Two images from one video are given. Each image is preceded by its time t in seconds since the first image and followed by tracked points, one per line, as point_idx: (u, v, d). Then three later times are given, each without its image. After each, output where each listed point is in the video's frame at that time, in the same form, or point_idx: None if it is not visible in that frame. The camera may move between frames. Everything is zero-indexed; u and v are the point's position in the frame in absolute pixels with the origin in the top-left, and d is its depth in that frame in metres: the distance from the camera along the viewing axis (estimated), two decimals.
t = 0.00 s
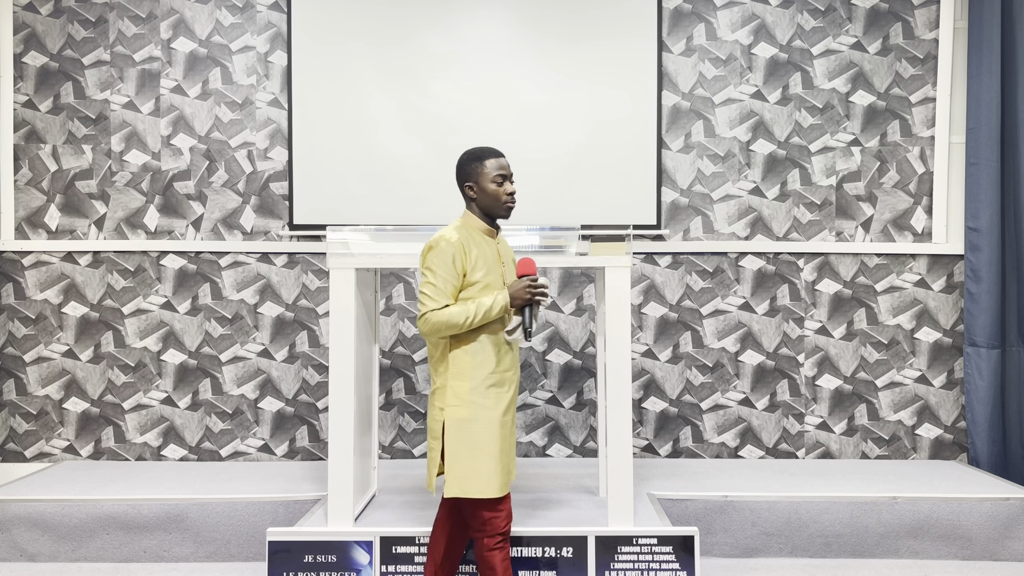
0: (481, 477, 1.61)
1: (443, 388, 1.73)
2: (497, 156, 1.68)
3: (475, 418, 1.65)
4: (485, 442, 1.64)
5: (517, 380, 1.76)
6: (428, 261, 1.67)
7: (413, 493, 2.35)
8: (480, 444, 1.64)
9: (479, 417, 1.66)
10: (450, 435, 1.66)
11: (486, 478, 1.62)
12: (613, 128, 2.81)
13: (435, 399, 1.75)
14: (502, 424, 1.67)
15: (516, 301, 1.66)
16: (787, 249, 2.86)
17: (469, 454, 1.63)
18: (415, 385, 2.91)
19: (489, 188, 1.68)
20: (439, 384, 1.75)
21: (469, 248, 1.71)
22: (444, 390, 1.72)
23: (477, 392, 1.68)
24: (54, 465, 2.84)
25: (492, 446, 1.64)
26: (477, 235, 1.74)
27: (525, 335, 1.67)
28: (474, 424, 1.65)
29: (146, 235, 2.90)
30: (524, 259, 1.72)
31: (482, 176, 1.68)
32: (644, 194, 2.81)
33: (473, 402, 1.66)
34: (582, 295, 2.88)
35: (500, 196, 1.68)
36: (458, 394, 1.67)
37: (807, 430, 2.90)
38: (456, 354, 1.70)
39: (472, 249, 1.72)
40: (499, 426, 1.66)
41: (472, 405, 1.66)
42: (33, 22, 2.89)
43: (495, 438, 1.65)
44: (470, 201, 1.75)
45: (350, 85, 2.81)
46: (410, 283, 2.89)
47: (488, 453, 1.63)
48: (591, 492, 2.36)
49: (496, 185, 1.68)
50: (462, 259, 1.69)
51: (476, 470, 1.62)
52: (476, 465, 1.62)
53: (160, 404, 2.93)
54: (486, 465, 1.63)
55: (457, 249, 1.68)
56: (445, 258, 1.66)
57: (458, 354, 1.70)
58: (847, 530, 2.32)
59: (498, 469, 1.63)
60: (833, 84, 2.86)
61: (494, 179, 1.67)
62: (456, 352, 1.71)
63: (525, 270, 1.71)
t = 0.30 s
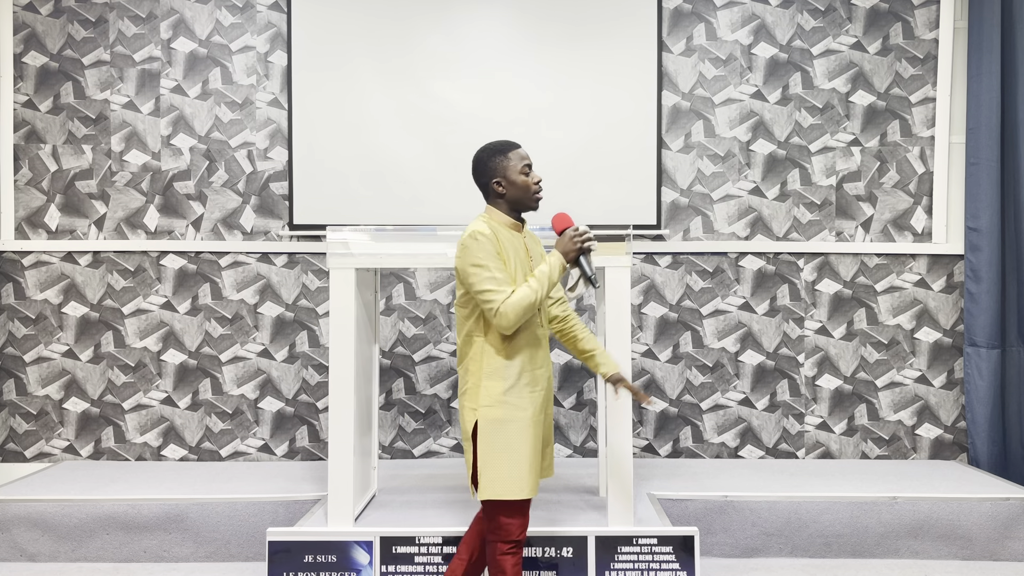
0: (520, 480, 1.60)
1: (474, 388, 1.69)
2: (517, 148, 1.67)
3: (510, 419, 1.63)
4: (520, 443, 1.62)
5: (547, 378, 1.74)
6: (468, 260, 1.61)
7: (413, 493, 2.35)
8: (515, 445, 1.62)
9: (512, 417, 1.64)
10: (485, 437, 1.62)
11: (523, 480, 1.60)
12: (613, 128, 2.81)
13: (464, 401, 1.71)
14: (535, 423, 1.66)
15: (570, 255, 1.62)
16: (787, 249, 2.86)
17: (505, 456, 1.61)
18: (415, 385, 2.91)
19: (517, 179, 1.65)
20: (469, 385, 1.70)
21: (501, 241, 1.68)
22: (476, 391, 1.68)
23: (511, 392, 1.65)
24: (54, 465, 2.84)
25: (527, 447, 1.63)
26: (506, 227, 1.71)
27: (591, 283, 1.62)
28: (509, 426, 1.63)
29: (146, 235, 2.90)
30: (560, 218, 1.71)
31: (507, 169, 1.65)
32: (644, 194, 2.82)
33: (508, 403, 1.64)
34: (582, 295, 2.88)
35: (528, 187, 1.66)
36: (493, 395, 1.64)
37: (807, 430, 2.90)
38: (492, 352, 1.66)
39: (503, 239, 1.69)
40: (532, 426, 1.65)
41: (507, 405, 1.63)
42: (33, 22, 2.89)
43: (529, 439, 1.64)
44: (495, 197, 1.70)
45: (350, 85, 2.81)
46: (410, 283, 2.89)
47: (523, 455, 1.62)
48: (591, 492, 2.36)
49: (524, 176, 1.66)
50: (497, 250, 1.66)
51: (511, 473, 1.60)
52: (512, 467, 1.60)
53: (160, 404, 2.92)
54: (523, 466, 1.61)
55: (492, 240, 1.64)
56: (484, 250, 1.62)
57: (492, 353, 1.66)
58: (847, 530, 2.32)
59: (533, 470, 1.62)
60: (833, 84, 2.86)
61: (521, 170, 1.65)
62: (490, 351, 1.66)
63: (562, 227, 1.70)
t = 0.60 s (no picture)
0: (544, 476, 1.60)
1: (502, 382, 1.67)
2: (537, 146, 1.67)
3: (539, 415, 1.62)
4: (548, 438, 1.62)
5: (576, 373, 1.73)
6: (499, 253, 1.61)
7: (413, 493, 2.35)
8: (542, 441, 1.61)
9: (541, 413, 1.63)
10: (512, 431, 1.62)
11: (547, 477, 1.61)
12: (614, 129, 2.81)
13: (490, 393, 1.69)
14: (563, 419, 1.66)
15: (598, 223, 1.63)
16: (787, 249, 2.85)
17: (531, 451, 1.60)
18: (415, 385, 2.91)
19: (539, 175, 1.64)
20: (497, 378, 1.68)
21: (528, 232, 1.68)
22: (504, 384, 1.66)
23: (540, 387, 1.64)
24: (54, 465, 2.84)
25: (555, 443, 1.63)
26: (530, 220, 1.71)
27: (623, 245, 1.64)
28: (538, 421, 1.62)
29: (146, 235, 2.90)
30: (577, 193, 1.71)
31: (529, 167, 1.65)
32: (644, 194, 2.81)
33: (538, 398, 1.63)
34: (582, 295, 2.88)
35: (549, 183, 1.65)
36: (523, 389, 1.63)
37: (807, 430, 2.90)
38: (523, 344, 1.65)
39: (528, 230, 1.69)
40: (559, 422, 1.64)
41: (536, 400, 1.63)
42: (33, 22, 2.89)
43: (557, 435, 1.63)
44: (517, 196, 1.69)
45: (349, 84, 2.80)
46: (410, 283, 2.89)
47: (550, 451, 1.61)
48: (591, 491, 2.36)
49: (545, 173, 1.65)
50: (527, 240, 1.65)
51: (536, 468, 1.60)
52: (537, 462, 1.60)
53: (160, 404, 2.93)
54: (549, 462, 1.61)
55: (518, 232, 1.64)
56: (514, 240, 1.62)
57: (523, 346, 1.65)
58: (847, 530, 2.32)
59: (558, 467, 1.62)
60: (833, 84, 2.86)
61: (543, 167, 1.64)
62: (521, 343, 1.65)
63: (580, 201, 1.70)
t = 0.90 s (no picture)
0: (559, 480, 1.58)
1: (521, 383, 1.68)
2: (565, 148, 1.65)
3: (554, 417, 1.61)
4: (563, 442, 1.60)
5: (603, 378, 1.68)
6: (518, 254, 1.63)
7: (413, 493, 2.35)
8: (557, 444, 1.60)
9: (558, 415, 1.61)
10: (528, 432, 1.62)
11: (562, 481, 1.58)
12: (614, 130, 2.81)
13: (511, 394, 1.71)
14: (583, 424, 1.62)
15: (618, 227, 1.57)
16: (787, 249, 2.85)
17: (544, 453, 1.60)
18: (415, 385, 2.91)
19: (563, 177, 1.64)
20: (517, 379, 1.69)
21: (551, 234, 1.69)
22: (522, 385, 1.67)
23: (557, 390, 1.62)
24: (54, 465, 2.84)
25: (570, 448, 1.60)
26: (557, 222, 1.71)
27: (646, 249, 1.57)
28: (554, 423, 1.61)
29: (146, 235, 2.90)
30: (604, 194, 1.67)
31: (555, 169, 1.64)
32: (644, 195, 2.81)
33: (554, 400, 1.62)
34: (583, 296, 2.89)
35: (574, 186, 1.64)
36: (538, 391, 1.63)
37: (807, 430, 2.90)
38: (540, 347, 1.65)
39: (551, 232, 1.69)
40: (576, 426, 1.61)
41: (552, 403, 1.62)
42: (33, 21, 2.89)
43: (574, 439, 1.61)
44: (546, 198, 1.70)
45: (349, 85, 2.80)
46: (410, 283, 2.89)
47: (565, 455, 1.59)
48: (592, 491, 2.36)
49: (572, 176, 1.64)
50: (547, 242, 1.67)
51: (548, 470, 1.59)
52: (549, 464, 1.59)
53: (160, 404, 2.92)
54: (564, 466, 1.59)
55: (539, 234, 1.66)
56: (533, 242, 1.63)
57: (541, 347, 1.65)
58: (847, 530, 2.32)
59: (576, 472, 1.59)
60: (833, 84, 2.86)
61: (567, 170, 1.63)
62: (540, 344, 1.65)
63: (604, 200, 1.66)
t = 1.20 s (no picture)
0: (586, 478, 1.56)
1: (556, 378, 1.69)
2: (612, 148, 1.62)
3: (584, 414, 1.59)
4: (592, 440, 1.57)
5: (638, 380, 1.63)
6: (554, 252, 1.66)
7: (413, 493, 2.35)
8: (585, 441, 1.58)
9: (587, 412, 1.59)
10: (557, 428, 1.62)
11: (589, 479, 1.56)
12: (614, 130, 2.81)
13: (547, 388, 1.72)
14: (614, 424, 1.58)
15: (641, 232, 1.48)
16: (787, 249, 2.85)
17: (573, 448, 1.58)
18: (415, 385, 2.91)
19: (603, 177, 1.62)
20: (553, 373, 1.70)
21: (591, 234, 1.69)
22: (556, 380, 1.67)
23: (587, 387, 1.61)
24: (54, 465, 2.84)
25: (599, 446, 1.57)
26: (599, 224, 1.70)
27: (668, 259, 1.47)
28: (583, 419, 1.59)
29: (146, 235, 2.90)
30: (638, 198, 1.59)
31: (598, 168, 1.63)
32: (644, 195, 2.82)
33: (583, 397, 1.60)
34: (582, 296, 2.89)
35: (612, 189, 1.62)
36: (569, 388, 1.63)
37: (807, 430, 2.90)
38: (574, 344, 1.64)
39: (590, 231, 1.69)
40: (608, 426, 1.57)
41: (582, 400, 1.60)
42: (33, 22, 2.89)
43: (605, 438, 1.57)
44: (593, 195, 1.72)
45: (349, 89, 2.81)
46: (410, 283, 2.89)
47: (593, 453, 1.57)
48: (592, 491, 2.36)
49: (611, 177, 1.62)
50: (583, 242, 1.67)
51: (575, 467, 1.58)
52: (577, 461, 1.57)
53: (160, 404, 2.92)
54: (592, 465, 1.56)
55: (576, 233, 1.66)
56: (568, 241, 1.64)
57: (574, 345, 1.64)
58: (847, 530, 2.32)
59: (605, 471, 1.56)
60: (833, 84, 2.86)
61: (607, 170, 1.61)
62: (572, 342, 1.65)
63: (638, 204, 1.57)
